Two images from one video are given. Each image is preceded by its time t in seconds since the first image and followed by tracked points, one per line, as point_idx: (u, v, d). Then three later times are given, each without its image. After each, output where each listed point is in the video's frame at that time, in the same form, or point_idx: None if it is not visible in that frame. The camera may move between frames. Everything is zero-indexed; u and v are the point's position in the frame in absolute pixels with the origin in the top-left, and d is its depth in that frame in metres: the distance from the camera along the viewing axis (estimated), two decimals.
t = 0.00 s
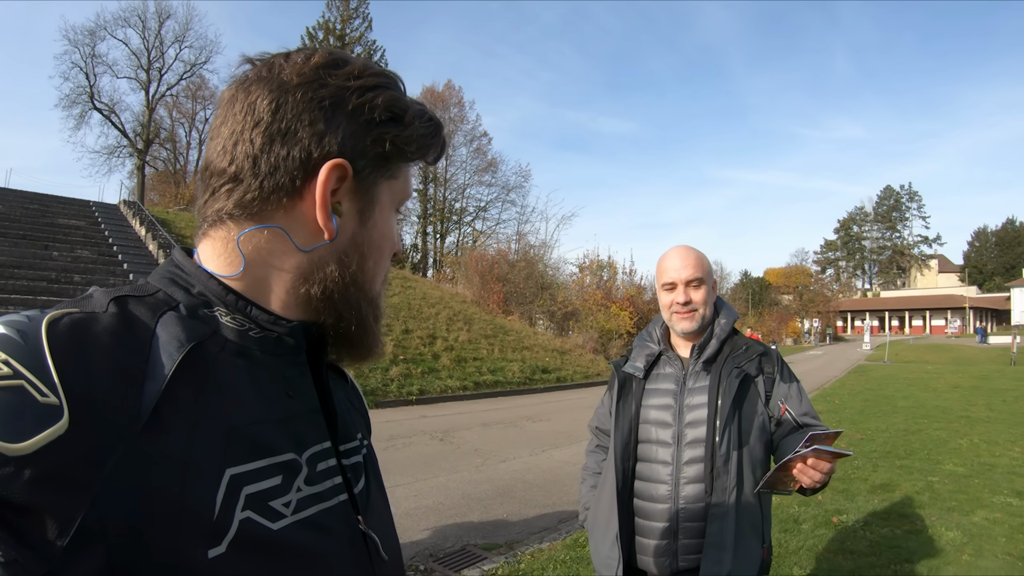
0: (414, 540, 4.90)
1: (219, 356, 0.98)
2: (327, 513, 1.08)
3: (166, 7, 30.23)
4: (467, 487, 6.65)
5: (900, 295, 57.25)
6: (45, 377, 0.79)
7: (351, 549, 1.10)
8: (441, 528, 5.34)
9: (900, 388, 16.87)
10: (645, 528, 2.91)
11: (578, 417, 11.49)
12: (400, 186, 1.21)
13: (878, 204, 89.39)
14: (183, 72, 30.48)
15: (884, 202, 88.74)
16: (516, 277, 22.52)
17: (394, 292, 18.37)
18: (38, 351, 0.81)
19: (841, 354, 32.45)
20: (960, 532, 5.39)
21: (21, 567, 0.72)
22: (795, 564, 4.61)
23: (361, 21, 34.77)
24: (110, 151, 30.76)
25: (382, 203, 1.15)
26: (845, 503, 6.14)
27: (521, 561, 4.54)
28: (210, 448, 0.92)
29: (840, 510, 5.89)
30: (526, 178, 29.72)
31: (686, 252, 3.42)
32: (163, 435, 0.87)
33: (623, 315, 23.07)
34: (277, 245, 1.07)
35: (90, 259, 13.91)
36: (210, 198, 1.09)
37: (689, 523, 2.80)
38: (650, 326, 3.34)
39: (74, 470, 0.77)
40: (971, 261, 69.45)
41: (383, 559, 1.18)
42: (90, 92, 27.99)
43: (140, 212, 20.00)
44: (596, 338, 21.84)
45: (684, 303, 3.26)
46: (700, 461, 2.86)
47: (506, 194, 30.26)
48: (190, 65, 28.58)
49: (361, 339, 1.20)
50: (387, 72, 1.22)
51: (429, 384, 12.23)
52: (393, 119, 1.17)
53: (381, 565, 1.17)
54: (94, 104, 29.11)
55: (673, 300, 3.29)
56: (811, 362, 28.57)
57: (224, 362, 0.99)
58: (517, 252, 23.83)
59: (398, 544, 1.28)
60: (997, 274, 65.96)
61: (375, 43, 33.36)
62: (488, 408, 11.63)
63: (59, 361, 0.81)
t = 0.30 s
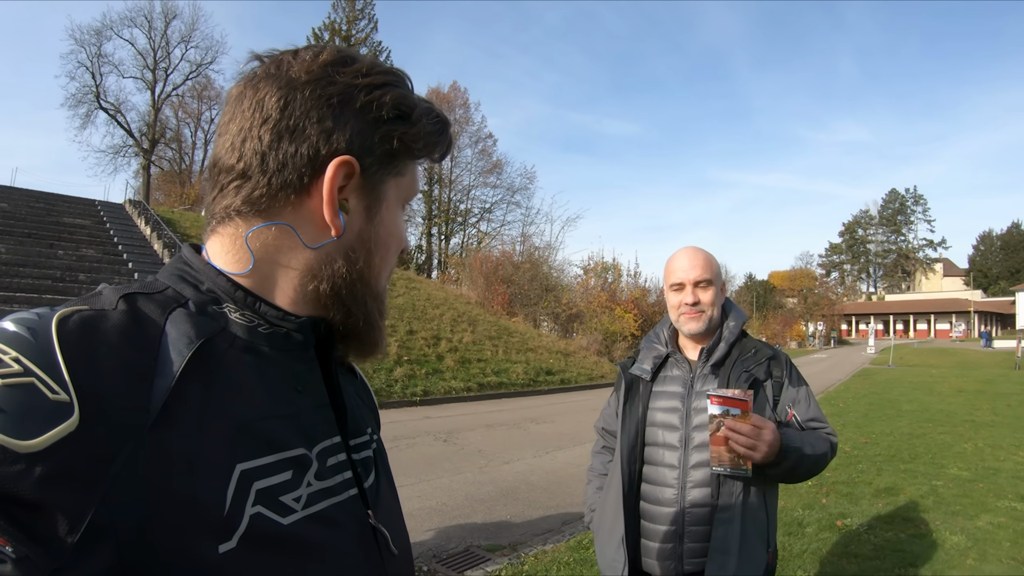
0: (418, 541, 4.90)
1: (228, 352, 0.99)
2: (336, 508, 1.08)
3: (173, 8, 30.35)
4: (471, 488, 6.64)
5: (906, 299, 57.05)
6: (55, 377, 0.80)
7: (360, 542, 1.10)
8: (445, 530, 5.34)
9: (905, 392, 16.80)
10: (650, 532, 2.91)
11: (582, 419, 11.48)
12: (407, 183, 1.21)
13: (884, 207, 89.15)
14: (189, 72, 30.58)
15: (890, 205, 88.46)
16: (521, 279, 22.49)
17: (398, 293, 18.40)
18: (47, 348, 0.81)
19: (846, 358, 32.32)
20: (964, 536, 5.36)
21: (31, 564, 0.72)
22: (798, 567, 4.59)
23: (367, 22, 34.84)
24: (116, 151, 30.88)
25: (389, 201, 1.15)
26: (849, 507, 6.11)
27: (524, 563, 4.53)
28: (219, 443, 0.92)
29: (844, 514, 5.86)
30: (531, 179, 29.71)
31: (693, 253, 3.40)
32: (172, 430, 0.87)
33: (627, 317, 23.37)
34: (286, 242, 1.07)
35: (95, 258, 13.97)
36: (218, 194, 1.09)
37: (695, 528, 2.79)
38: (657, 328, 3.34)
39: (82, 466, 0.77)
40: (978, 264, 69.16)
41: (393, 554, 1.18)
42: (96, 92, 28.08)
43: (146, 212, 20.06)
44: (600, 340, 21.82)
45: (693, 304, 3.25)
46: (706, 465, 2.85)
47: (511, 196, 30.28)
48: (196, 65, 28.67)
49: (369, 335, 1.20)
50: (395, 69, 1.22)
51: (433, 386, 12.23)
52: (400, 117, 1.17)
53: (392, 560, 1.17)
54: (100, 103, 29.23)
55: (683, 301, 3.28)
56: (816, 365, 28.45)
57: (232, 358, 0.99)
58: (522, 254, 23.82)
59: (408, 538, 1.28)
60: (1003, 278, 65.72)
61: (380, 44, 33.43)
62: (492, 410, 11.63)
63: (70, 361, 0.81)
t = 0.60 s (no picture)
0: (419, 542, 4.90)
1: (244, 351, 0.99)
2: (352, 506, 1.09)
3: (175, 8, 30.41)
4: (471, 490, 6.64)
5: (906, 303, 57.10)
6: (73, 374, 0.81)
7: (376, 540, 1.10)
8: (445, 532, 5.34)
9: (905, 396, 16.81)
10: (653, 534, 2.92)
11: (582, 422, 11.48)
12: (422, 183, 1.22)
13: (884, 211, 89.24)
14: (191, 72, 30.62)
15: (891, 209, 88.52)
16: (521, 281, 22.48)
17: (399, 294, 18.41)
18: (66, 345, 0.83)
19: (846, 362, 32.33)
20: (964, 540, 5.37)
21: (47, 559, 0.72)
22: (799, 570, 4.59)
23: (369, 23, 34.90)
24: (117, 150, 30.91)
25: (404, 200, 1.16)
26: (849, 510, 6.11)
27: (525, 565, 4.54)
28: (235, 438, 0.93)
29: (844, 517, 5.87)
30: (532, 182, 29.72)
31: (695, 252, 3.42)
32: (188, 428, 0.88)
33: (628, 319, 23.11)
34: (302, 243, 1.08)
35: (96, 258, 13.98)
36: (236, 196, 1.10)
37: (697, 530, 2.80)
38: (661, 328, 3.35)
39: (97, 461, 0.78)
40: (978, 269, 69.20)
41: (409, 553, 1.19)
42: (97, 91, 28.11)
43: (147, 212, 20.07)
44: (600, 343, 21.85)
45: (693, 295, 3.26)
46: (708, 466, 2.86)
47: (512, 198, 30.32)
48: (197, 65, 28.72)
49: (383, 335, 1.20)
50: (409, 70, 1.22)
51: (433, 387, 12.24)
52: (416, 117, 1.18)
53: (407, 558, 1.17)
54: (102, 102, 29.25)
55: (682, 293, 3.29)
56: (817, 369, 28.46)
57: (249, 357, 1.00)
58: (523, 256, 23.86)
59: (422, 537, 1.28)
60: (1003, 283, 65.82)
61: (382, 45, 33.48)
62: (492, 412, 11.63)
63: (88, 358, 0.82)
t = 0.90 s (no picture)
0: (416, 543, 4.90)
1: (252, 362, 1.00)
2: (358, 518, 1.10)
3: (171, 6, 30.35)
4: (467, 491, 6.65)
5: (900, 304, 57.34)
6: (79, 378, 0.81)
7: (382, 553, 1.11)
8: (442, 532, 5.34)
9: (900, 397, 16.89)
10: (652, 536, 2.93)
11: (578, 422, 11.51)
12: (429, 195, 1.23)
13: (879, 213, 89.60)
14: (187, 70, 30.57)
15: (886, 211, 88.87)
16: (517, 281, 22.51)
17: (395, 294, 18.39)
18: (73, 352, 0.83)
19: (841, 363, 32.44)
20: (958, 541, 5.40)
21: (51, 564, 0.72)
22: (794, 572, 4.61)
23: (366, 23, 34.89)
24: (113, 148, 30.83)
25: (411, 212, 1.17)
26: (845, 512, 6.14)
27: (522, 565, 4.55)
28: (242, 448, 0.94)
29: (839, 519, 5.89)
30: (528, 182, 29.73)
31: (692, 258, 3.44)
32: (195, 437, 0.89)
33: (624, 319, 22.97)
34: (309, 254, 1.08)
35: (92, 256, 13.95)
36: (243, 209, 1.11)
37: (695, 531, 2.81)
38: (658, 333, 3.37)
39: (104, 468, 0.78)
40: (972, 271, 69.48)
41: (414, 565, 1.19)
42: (93, 89, 28.04)
43: (143, 210, 20.03)
44: (595, 343, 21.87)
45: (691, 302, 3.27)
46: (706, 468, 2.87)
47: (508, 198, 30.33)
48: (194, 64, 28.67)
49: (392, 346, 1.21)
50: (414, 82, 1.23)
51: (429, 387, 12.24)
52: (421, 128, 1.18)
53: (412, 571, 1.18)
54: (98, 100, 29.19)
55: (680, 300, 3.30)
56: (812, 370, 28.56)
57: (257, 368, 1.00)
58: (518, 256, 23.87)
59: (428, 549, 1.29)
60: (997, 285, 66.17)
61: (379, 44, 33.47)
62: (488, 412, 11.63)
63: (95, 364, 0.83)
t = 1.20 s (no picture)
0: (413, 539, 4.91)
1: (249, 368, 1.00)
2: (356, 525, 1.10)
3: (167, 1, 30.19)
4: (464, 487, 6.66)
5: (895, 302, 57.58)
6: (74, 384, 0.82)
7: (380, 560, 1.12)
8: (439, 528, 5.36)
9: (894, 395, 16.96)
10: (648, 531, 2.94)
11: (574, 419, 11.53)
12: (426, 201, 1.23)
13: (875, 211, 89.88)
14: (183, 66, 30.45)
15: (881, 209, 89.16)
16: (513, 278, 22.52)
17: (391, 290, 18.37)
18: (69, 357, 0.83)
19: (836, 361, 32.55)
20: (952, 538, 5.44)
21: (47, 568, 0.73)
22: (789, 568, 4.64)
23: (362, 19, 34.78)
24: (108, 144, 30.71)
25: (408, 218, 1.17)
26: (839, 508, 6.17)
27: (519, 561, 4.56)
28: (238, 454, 0.94)
29: (834, 515, 5.93)
30: (524, 178, 29.68)
31: (689, 261, 3.46)
32: (192, 442, 0.89)
33: (619, 317, 23.41)
34: (306, 259, 1.08)
35: (87, 253, 13.90)
36: (239, 216, 1.11)
37: (691, 525, 2.83)
38: (654, 332, 3.38)
39: (99, 475, 0.78)
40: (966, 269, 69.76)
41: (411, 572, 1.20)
42: (88, 85, 27.92)
43: (138, 206, 19.95)
44: (591, 340, 21.91)
45: (690, 306, 3.28)
46: (702, 464, 2.88)
47: (504, 195, 30.31)
48: (190, 60, 28.56)
49: (389, 352, 1.21)
50: (409, 88, 1.23)
51: (425, 384, 12.25)
52: (416, 134, 1.19)
53: None
54: (93, 96, 29.06)
55: (679, 304, 3.32)
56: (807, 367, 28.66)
57: (254, 374, 1.01)
58: (514, 253, 23.86)
59: (425, 557, 1.29)
60: (991, 284, 66.45)
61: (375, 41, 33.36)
62: (484, 409, 11.65)
63: (90, 370, 0.83)
